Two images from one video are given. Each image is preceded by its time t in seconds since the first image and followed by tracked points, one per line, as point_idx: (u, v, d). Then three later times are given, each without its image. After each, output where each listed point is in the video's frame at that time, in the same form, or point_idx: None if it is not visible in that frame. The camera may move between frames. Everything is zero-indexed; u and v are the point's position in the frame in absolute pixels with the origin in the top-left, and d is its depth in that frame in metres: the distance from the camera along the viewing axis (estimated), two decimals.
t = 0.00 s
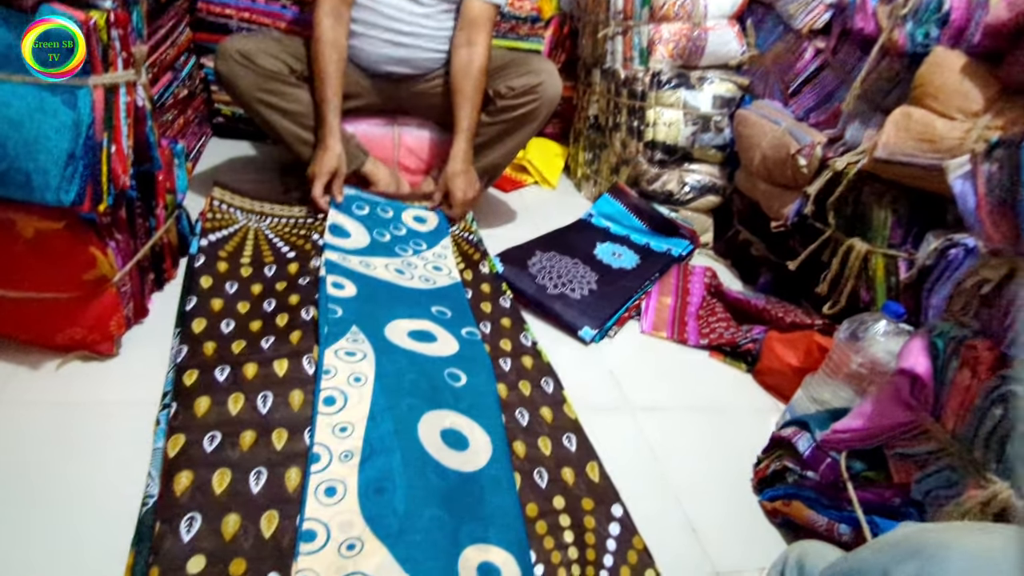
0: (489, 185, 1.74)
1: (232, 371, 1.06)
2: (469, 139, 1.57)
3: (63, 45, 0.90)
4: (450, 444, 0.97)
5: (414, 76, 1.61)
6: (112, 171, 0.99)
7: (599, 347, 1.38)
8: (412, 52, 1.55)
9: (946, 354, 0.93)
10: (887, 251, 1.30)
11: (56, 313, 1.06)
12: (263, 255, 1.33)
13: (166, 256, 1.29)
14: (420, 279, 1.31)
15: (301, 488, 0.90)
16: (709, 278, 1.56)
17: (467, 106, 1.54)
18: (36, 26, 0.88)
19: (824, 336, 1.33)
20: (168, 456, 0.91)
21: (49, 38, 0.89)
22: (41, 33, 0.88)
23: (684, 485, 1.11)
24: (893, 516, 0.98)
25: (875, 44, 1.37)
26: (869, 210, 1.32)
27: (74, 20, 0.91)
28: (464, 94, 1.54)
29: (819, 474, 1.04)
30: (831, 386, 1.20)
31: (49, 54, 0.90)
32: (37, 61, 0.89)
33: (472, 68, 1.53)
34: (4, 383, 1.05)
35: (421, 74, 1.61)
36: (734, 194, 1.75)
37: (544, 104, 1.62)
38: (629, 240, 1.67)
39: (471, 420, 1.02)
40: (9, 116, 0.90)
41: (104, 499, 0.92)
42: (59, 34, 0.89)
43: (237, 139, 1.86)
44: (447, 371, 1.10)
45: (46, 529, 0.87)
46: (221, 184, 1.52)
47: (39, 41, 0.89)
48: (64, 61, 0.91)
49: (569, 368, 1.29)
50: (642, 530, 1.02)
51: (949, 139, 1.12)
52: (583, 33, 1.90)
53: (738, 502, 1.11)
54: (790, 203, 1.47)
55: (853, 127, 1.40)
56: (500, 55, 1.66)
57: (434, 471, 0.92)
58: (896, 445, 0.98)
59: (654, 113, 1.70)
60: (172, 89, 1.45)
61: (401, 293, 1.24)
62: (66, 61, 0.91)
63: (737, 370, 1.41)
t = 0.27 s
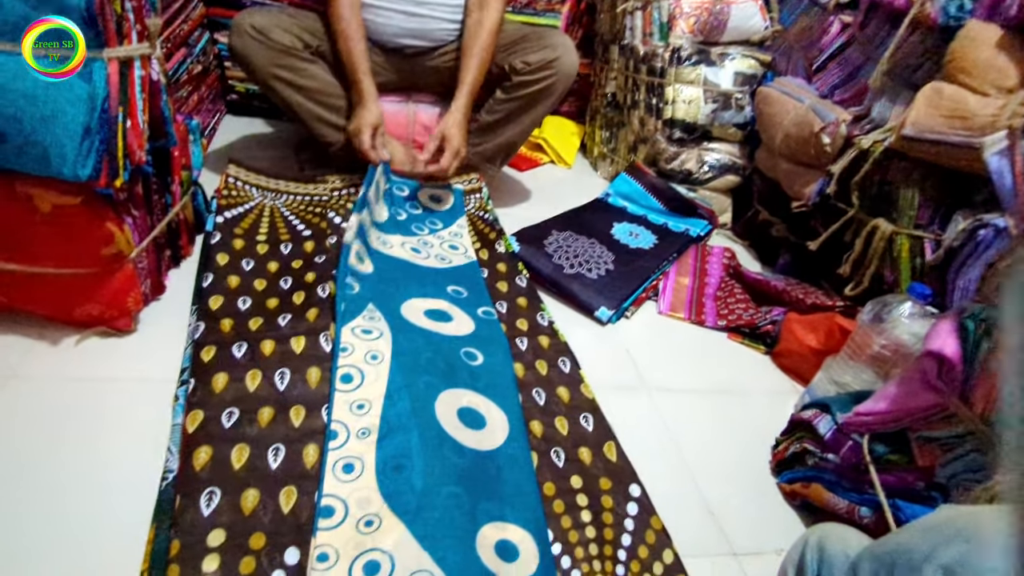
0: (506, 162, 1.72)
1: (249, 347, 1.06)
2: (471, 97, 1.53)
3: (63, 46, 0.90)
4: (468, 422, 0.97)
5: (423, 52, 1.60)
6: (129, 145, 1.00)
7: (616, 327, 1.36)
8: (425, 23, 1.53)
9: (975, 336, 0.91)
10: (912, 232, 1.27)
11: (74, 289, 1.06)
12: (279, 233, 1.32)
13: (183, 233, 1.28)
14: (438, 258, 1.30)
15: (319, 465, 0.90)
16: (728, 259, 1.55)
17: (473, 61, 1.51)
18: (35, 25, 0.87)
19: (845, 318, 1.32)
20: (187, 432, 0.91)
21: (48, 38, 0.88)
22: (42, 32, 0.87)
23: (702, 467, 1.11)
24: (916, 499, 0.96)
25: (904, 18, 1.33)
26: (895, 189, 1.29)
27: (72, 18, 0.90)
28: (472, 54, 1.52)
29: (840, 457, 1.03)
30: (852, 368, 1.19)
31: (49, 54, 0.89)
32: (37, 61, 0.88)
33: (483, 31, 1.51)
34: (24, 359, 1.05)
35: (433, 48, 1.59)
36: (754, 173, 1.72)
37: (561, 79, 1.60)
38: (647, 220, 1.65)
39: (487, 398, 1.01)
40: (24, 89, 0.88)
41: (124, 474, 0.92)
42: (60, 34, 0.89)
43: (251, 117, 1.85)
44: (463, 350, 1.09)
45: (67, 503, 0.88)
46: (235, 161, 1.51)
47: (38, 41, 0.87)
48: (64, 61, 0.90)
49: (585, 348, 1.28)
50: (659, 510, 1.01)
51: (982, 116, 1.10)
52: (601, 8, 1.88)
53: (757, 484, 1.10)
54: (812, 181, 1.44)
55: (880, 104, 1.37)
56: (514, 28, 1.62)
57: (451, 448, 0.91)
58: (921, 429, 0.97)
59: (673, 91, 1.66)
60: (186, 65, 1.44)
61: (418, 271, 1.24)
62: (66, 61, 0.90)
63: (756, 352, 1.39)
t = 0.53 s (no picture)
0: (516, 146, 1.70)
1: (259, 331, 1.06)
2: (458, 74, 1.48)
3: (63, 45, 0.89)
4: (478, 407, 0.96)
5: (430, 35, 1.58)
6: (136, 127, 0.98)
7: (626, 314, 1.35)
8: (433, 3, 1.51)
9: (996, 326, 0.93)
10: (930, 218, 1.24)
11: (84, 272, 1.06)
12: (288, 216, 1.31)
13: (192, 216, 1.28)
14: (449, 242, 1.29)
15: (328, 449, 0.90)
16: (741, 245, 1.54)
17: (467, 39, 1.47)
18: (35, 25, 0.87)
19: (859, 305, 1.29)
20: (197, 415, 0.91)
21: (46, 38, 0.87)
22: (41, 32, 0.87)
23: (712, 454, 1.10)
24: (930, 489, 0.92)
25: None
26: (913, 173, 1.27)
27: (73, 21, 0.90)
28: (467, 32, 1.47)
29: (852, 445, 1.01)
30: (867, 356, 1.17)
31: (49, 53, 0.88)
32: (37, 61, 0.87)
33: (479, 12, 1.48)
34: (35, 341, 1.05)
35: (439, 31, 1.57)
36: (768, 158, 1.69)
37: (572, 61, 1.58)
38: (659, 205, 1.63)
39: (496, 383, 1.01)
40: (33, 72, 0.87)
41: (135, 456, 0.93)
42: (59, 33, 0.88)
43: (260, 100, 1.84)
44: (473, 335, 1.09)
45: (79, 484, 0.88)
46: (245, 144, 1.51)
47: (37, 41, 0.86)
48: (64, 61, 0.89)
49: (596, 334, 1.27)
50: (669, 497, 1.01)
51: (1006, 98, 1.08)
52: None
53: (768, 472, 1.09)
54: (828, 166, 1.42)
55: (900, 87, 1.34)
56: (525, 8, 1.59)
57: (462, 434, 0.91)
58: (937, 417, 0.96)
59: (687, 73, 1.63)
60: (196, 47, 1.43)
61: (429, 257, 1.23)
62: (66, 61, 0.89)
63: (768, 340, 1.37)
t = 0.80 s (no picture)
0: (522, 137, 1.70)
1: (265, 321, 1.07)
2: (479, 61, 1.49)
3: (63, 44, 0.89)
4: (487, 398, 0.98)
5: (436, 25, 1.57)
6: (144, 118, 0.99)
7: (631, 304, 1.35)
8: None
9: (999, 318, 0.92)
10: (938, 209, 1.23)
11: (94, 262, 1.07)
12: (294, 206, 1.32)
13: (199, 206, 1.29)
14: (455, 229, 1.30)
15: (333, 437, 0.91)
16: (747, 235, 1.53)
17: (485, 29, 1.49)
18: (36, 26, 0.88)
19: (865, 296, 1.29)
20: (205, 403, 0.93)
21: (48, 38, 0.88)
22: (42, 32, 0.88)
23: (715, 444, 1.10)
24: (930, 479, 0.95)
25: None
26: (921, 163, 1.25)
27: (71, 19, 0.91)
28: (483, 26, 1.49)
29: (855, 436, 1.01)
30: (870, 347, 1.17)
31: (49, 54, 0.88)
32: (37, 61, 0.88)
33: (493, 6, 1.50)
34: (47, 329, 1.07)
35: (444, 22, 1.57)
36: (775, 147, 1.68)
37: (578, 51, 1.58)
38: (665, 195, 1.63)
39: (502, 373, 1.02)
40: (38, 64, 0.88)
41: (145, 442, 0.94)
42: (59, 33, 0.89)
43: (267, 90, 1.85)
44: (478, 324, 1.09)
45: (90, 470, 0.89)
46: (251, 134, 1.51)
47: (37, 41, 0.88)
48: (63, 61, 0.89)
49: (600, 324, 1.28)
50: (671, 487, 1.01)
51: (1016, 87, 1.07)
52: None
53: (771, 462, 1.09)
54: (836, 156, 1.41)
55: (909, 76, 1.33)
56: None
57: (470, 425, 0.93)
58: (942, 409, 0.95)
59: (694, 62, 1.62)
60: (202, 37, 1.43)
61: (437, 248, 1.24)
62: (65, 61, 0.89)
63: (773, 330, 1.37)
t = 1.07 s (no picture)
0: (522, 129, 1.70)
1: (263, 317, 1.06)
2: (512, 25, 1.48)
3: (64, 45, 0.89)
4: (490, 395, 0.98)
5: (437, 16, 1.58)
6: (139, 114, 0.98)
7: (632, 299, 1.34)
8: None
9: (1002, 314, 0.90)
10: (942, 202, 1.22)
11: (92, 259, 1.07)
12: (293, 202, 1.32)
13: (198, 202, 1.28)
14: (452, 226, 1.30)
15: (330, 434, 0.91)
16: (749, 229, 1.52)
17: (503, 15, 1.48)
18: (35, 27, 0.88)
19: (869, 291, 1.27)
20: (202, 400, 0.92)
21: (48, 38, 0.88)
22: (41, 34, 0.88)
23: (716, 440, 1.09)
24: (933, 477, 0.93)
25: None
26: (926, 156, 1.24)
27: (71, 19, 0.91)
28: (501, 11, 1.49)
29: (857, 433, 1.00)
30: (873, 342, 1.16)
31: (49, 54, 0.88)
32: (37, 61, 0.87)
33: None
34: (45, 327, 1.06)
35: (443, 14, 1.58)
36: (779, 140, 1.67)
37: (580, 43, 1.57)
38: (667, 189, 1.61)
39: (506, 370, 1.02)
40: (34, 61, 0.87)
41: (143, 440, 0.94)
42: (61, 34, 0.89)
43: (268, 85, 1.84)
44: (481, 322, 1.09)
45: (88, 468, 0.89)
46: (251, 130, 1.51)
47: (36, 43, 0.88)
48: (63, 62, 0.89)
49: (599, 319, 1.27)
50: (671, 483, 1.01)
51: (1022, 79, 1.05)
52: None
53: (772, 458, 1.08)
54: (840, 149, 1.39)
55: (913, 68, 1.31)
56: None
57: (472, 424, 0.93)
58: (944, 405, 0.95)
59: (696, 54, 1.61)
60: (200, 32, 1.42)
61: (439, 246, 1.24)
62: (66, 61, 0.89)
63: (775, 325, 1.36)
